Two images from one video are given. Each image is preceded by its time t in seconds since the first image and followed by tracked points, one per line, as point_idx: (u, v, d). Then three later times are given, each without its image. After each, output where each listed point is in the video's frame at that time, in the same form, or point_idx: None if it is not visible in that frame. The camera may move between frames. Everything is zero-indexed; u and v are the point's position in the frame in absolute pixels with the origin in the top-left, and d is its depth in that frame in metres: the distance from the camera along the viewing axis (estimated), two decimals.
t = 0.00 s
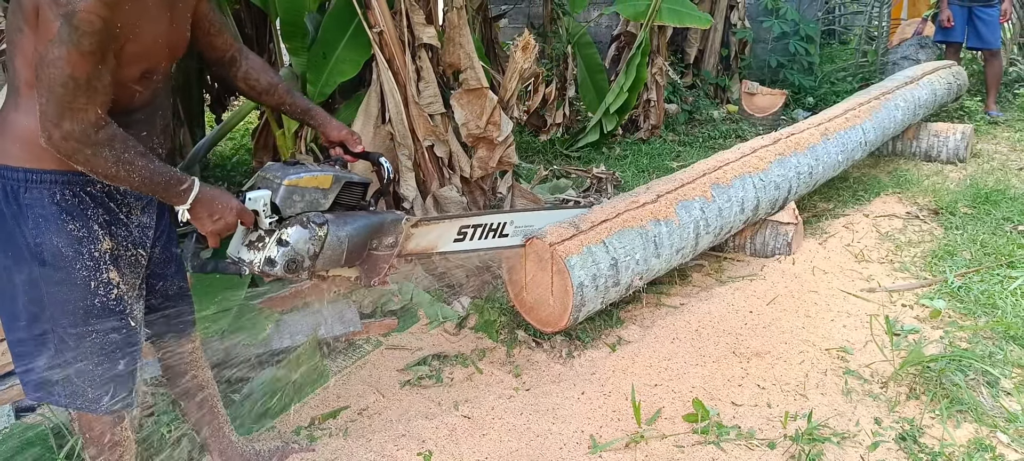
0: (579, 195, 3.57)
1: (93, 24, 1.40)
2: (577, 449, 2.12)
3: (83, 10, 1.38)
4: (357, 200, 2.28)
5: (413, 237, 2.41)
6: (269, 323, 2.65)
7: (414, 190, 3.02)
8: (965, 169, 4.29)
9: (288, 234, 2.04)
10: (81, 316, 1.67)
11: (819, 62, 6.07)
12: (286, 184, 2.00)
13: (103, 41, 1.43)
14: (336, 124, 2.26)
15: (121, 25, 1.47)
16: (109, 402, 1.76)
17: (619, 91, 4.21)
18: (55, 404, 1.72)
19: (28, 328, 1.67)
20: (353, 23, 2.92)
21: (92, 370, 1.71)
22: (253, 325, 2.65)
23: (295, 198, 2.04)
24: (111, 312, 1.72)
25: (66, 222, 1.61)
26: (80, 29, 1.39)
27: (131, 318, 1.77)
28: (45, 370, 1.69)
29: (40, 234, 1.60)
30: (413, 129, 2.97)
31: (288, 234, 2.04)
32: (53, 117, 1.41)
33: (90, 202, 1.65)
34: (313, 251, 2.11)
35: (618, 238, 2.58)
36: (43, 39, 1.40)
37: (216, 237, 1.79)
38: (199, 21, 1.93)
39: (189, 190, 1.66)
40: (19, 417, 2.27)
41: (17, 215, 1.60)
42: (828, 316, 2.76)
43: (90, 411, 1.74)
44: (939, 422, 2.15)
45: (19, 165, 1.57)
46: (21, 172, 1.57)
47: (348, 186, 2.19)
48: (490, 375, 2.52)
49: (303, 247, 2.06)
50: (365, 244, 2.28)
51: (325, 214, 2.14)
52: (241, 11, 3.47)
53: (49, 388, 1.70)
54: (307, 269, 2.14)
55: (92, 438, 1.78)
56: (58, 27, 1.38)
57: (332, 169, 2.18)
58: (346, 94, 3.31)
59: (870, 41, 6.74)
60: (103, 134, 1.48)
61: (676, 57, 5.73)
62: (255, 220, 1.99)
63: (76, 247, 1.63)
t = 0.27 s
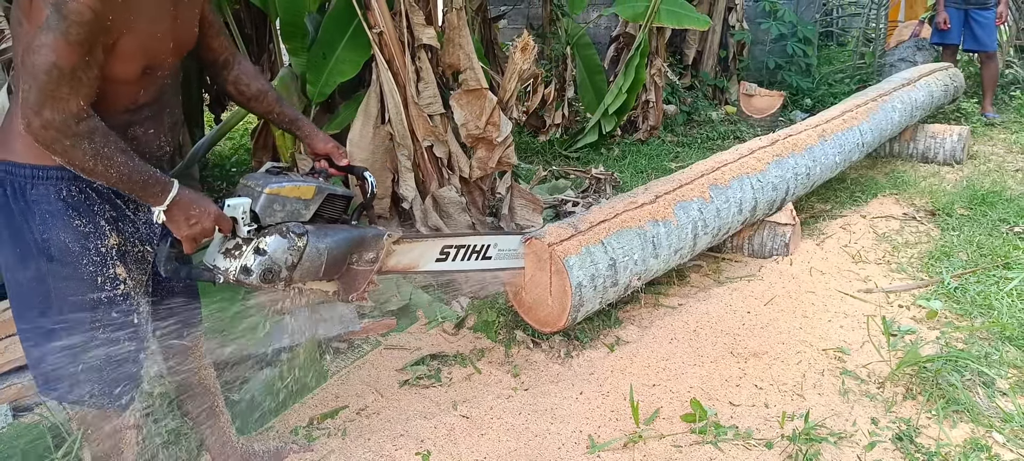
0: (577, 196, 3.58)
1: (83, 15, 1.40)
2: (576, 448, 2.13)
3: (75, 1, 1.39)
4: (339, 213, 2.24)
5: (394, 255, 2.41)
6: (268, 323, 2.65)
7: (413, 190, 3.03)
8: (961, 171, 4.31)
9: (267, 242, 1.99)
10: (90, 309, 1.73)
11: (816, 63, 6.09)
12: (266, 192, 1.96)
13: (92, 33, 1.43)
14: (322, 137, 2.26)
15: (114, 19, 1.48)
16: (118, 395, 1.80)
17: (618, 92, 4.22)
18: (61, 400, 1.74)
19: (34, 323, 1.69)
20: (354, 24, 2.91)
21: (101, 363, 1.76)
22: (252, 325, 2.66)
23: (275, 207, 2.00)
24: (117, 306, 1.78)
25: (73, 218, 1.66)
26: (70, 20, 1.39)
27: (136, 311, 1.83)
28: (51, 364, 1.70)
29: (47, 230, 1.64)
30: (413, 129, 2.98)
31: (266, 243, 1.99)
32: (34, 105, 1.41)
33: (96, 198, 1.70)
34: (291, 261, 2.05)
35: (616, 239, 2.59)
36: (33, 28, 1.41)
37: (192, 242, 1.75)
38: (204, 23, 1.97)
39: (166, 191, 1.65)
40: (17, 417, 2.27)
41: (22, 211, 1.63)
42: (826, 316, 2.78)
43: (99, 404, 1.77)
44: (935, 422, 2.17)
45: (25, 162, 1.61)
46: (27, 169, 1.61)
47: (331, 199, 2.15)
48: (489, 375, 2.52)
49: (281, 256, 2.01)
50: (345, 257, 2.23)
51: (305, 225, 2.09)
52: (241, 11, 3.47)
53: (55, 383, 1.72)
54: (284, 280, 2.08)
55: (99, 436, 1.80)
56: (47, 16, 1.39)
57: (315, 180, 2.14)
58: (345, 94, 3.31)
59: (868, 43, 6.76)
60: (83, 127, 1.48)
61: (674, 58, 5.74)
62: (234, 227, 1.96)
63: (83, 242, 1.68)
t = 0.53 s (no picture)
0: (573, 199, 3.59)
1: (58, 20, 1.41)
2: (572, 451, 2.14)
3: (49, 6, 1.39)
4: (320, 226, 2.15)
5: (374, 271, 2.27)
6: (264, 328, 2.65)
7: (409, 194, 3.03)
8: (955, 172, 4.33)
9: (244, 253, 1.91)
10: (85, 313, 1.74)
11: (810, 66, 6.11)
12: (245, 202, 1.91)
13: (67, 38, 1.44)
14: (305, 151, 2.22)
15: (90, 23, 1.48)
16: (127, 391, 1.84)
17: (613, 95, 4.23)
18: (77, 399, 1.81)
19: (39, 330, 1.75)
20: (349, 28, 2.92)
21: (105, 363, 1.79)
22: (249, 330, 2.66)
23: (254, 218, 1.94)
24: (112, 307, 1.79)
25: (54, 226, 1.67)
26: (46, 24, 1.40)
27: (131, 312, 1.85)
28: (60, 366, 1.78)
29: (30, 240, 1.65)
30: (408, 133, 2.99)
31: (243, 253, 1.90)
32: (7, 110, 1.41)
33: (76, 205, 1.71)
34: (269, 273, 1.96)
35: (611, 242, 2.60)
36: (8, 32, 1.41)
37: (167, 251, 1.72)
38: (186, 28, 1.97)
39: (143, 199, 1.63)
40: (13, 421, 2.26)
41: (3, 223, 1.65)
42: (820, 318, 2.79)
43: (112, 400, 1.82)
44: (929, 423, 2.18)
45: None
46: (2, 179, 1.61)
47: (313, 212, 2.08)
48: (485, 378, 2.53)
49: (257, 268, 1.92)
50: (324, 272, 2.13)
51: (285, 236, 2.02)
52: (237, 16, 3.49)
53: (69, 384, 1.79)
54: (260, 292, 1.98)
55: (107, 436, 1.84)
56: (21, 20, 1.39)
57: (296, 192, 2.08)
58: (341, 98, 3.32)
59: (861, 45, 6.80)
60: (57, 132, 1.47)
61: (669, 61, 5.76)
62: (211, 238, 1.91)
63: (67, 249, 1.69)
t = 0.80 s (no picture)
0: (570, 200, 3.59)
1: (57, 22, 1.33)
2: (569, 451, 2.14)
3: (47, 7, 1.31)
4: (320, 222, 2.15)
5: (373, 268, 2.27)
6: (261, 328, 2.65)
7: (406, 195, 3.04)
8: (952, 175, 4.34)
9: (245, 244, 1.90)
10: (79, 324, 1.58)
11: (808, 68, 6.12)
12: (247, 193, 1.92)
13: (67, 40, 1.36)
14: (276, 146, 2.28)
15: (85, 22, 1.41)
16: (118, 408, 1.69)
17: (610, 96, 4.24)
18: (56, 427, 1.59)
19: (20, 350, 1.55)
20: (346, 29, 2.92)
21: (99, 377, 1.63)
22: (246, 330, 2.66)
23: (255, 210, 1.94)
24: (110, 317, 1.64)
25: (49, 232, 1.52)
26: (45, 27, 1.32)
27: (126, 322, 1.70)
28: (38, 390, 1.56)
29: (20, 247, 1.49)
30: (406, 134, 2.99)
31: (244, 244, 1.90)
32: (10, 121, 1.32)
33: (69, 209, 1.57)
34: (270, 264, 1.96)
35: (608, 243, 2.60)
36: None
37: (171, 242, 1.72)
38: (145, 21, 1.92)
39: (149, 192, 1.59)
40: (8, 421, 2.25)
41: None
42: (817, 320, 2.79)
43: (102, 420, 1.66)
44: (925, 424, 2.18)
45: None
46: None
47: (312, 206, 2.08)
48: (481, 379, 2.53)
49: (258, 259, 1.92)
50: (324, 266, 2.12)
51: (286, 230, 2.02)
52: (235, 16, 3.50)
53: (47, 410, 1.57)
54: (260, 284, 1.98)
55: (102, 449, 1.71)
56: (18, 25, 1.30)
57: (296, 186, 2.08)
58: (338, 99, 3.32)
59: (858, 47, 6.82)
60: (65, 137, 1.40)
61: (667, 63, 5.77)
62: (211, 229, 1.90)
63: (64, 256, 1.54)
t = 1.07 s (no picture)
0: (568, 201, 3.59)
1: (61, 15, 1.31)
2: (566, 454, 2.13)
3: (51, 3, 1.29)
4: (325, 200, 2.16)
5: (374, 252, 2.27)
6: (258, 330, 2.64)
7: (404, 196, 3.03)
8: (948, 176, 4.35)
9: (250, 215, 1.92)
10: (41, 344, 1.53)
11: (805, 70, 6.13)
12: (255, 165, 1.94)
13: (72, 32, 1.35)
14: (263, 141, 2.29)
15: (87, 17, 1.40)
16: (80, 429, 1.61)
17: (608, 98, 4.25)
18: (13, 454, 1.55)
19: None
20: (344, 30, 2.91)
21: (59, 399, 1.57)
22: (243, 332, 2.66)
23: (262, 182, 1.97)
24: (76, 335, 1.58)
25: (19, 248, 1.49)
26: (49, 22, 1.30)
27: (95, 339, 1.64)
28: None
29: None
30: (403, 135, 2.98)
31: (249, 215, 1.92)
32: (23, 121, 1.32)
33: (39, 223, 1.51)
34: (273, 237, 1.97)
35: (606, 245, 2.60)
36: None
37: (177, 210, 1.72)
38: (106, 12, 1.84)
39: (156, 170, 1.59)
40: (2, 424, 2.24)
41: None
42: (814, 321, 2.79)
43: (62, 442, 1.60)
44: (922, 426, 2.18)
45: None
46: None
47: (319, 183, 2.09)
48: (479, 381, 2.53)
49: (262, 231, 1.94)
50: (327, 245, 2.13)
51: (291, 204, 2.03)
52: (232, 17, 3.50)
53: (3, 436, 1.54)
54: (262, 257, 1.99)
55: None
56: (22, 21, 1.27)
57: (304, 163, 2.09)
58: (335, 100, 3.31)
59: (856, 49, 6.83)
60: (76, 130, 1.41)
61: (664, 65, 5.77)
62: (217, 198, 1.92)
63: (32, 273, 1.51)
